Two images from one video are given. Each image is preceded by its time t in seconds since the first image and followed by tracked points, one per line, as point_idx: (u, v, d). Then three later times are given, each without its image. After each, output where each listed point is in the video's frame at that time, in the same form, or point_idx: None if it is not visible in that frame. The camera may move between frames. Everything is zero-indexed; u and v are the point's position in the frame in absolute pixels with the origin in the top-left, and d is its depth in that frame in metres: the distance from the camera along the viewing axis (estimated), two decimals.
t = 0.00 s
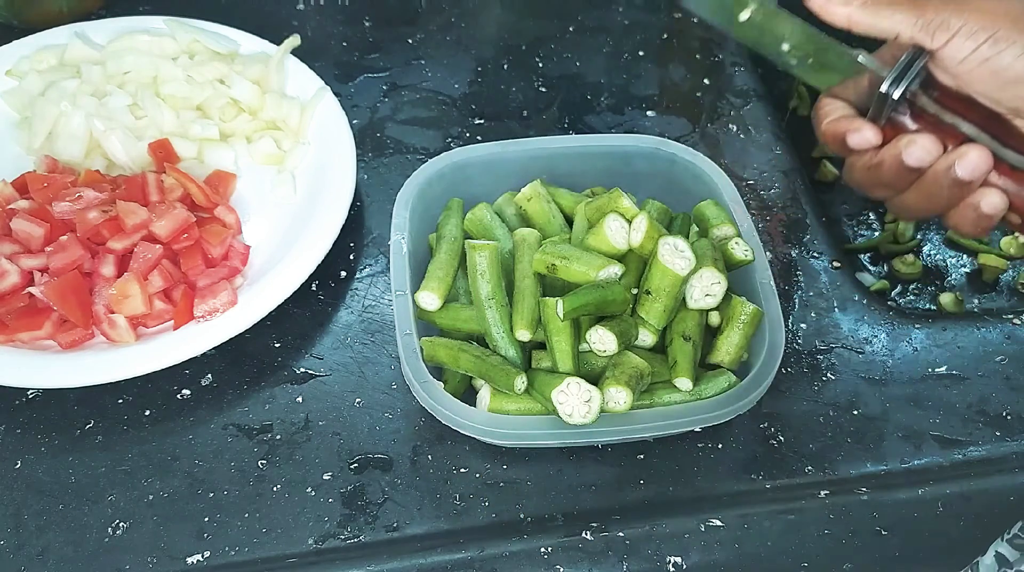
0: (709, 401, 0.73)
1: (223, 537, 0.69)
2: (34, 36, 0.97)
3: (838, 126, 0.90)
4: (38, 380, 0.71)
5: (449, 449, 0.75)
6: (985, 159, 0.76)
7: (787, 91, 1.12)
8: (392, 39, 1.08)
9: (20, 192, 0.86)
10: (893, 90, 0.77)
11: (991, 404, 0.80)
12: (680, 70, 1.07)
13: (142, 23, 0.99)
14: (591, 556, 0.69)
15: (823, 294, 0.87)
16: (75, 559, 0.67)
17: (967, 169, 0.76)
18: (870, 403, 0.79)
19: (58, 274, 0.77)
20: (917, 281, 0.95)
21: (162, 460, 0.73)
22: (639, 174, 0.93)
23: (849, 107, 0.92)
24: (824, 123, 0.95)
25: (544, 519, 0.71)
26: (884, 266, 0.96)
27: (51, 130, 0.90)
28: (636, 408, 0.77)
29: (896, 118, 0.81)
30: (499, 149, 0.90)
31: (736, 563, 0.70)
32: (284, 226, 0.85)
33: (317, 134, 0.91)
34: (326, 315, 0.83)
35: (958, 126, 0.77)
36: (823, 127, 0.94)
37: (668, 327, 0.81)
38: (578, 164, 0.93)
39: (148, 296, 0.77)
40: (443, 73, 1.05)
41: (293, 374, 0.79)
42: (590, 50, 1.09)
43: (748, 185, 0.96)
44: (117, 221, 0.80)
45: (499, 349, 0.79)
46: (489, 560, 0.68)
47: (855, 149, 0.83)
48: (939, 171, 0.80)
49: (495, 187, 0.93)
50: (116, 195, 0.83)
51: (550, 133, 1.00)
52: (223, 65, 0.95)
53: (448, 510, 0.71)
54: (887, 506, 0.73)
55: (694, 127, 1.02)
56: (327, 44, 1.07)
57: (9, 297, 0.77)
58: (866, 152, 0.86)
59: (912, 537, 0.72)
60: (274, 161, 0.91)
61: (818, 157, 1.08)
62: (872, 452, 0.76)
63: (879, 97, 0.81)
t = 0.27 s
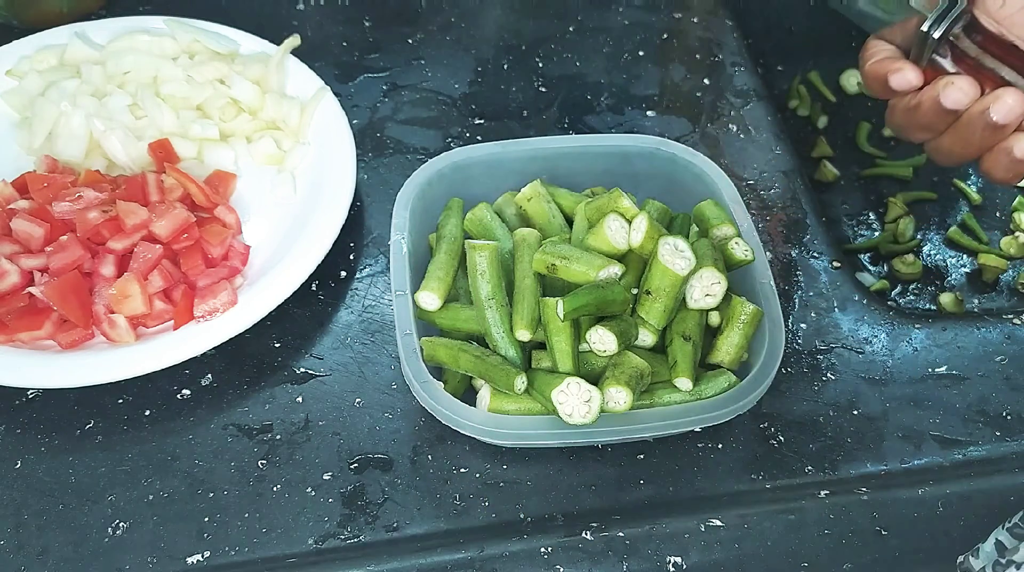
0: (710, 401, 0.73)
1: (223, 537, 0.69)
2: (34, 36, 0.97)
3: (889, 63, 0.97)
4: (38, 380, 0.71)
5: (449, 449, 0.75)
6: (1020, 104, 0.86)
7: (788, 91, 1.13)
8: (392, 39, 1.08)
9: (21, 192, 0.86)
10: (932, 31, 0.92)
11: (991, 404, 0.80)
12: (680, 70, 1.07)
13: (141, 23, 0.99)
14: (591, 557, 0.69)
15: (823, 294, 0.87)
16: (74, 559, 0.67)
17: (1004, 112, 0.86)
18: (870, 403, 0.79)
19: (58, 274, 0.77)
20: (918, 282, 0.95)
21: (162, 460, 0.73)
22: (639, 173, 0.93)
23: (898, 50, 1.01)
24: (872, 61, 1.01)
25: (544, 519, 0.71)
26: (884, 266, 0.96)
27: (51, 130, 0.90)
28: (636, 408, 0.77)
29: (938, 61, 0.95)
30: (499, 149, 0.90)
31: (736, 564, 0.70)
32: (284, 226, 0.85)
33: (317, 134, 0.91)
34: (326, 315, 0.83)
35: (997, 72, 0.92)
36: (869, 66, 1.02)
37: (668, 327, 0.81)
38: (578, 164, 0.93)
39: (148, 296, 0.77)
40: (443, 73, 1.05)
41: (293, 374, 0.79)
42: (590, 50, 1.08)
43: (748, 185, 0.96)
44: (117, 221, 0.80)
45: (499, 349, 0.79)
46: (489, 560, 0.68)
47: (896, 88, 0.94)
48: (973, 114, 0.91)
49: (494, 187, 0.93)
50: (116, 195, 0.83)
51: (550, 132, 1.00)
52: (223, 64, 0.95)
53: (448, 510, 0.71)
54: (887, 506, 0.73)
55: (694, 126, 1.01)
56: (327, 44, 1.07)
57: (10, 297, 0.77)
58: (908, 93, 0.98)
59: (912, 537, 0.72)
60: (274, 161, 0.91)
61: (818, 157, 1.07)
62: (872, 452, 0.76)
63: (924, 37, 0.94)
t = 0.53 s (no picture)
0: (710, 402, 0.73)
1: (224, 537, 0.69)
2: (34, 37, 0.97)
3: (889, 75, 0.98)
4: (39, 381, 0.71)
5: (449, 450, 0.75)
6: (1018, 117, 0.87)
7: (788, 91, 1.12)
8: (392, 39, 1.08)
9: (21, 192, 0.86)
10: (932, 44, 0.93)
11: (991, 404, 0.80)
12: (679, 71, 1.07)
13: (142, 24, 0.99)
14: (591, 557, 0.69)
15: (823, 295, 0.87)
16: (75, 559, 0.67)
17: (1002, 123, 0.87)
18: (870, 403, 0.79)
19: (58, 275, 0.77)
20: (918, 282, 0.95)
21: (162, 460, 0.73)
22: (639, 174, 0.93)
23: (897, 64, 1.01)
24: (872, 73, 1.01)
25: (544, 519, 0.71)
26: (884, 267, 0.97)
27: (51, 131, 0.90)
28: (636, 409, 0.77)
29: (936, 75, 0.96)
30: (499, 150, 0.90)
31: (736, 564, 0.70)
32: (285, 227, 0.86)
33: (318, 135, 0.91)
34: (326, 316, 0.83)
35: (994, 86, 0.92)
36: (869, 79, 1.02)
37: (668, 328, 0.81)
38: (578, 164, 0.93)
39: (149, 297, 0.77)
40: (443, 74, 1.05)
41: (294, 375, 0.79)
42: (591, 51, 1.08)
43: (748, 186, 0.96)
44: (117, 221, 0.80)
45: (499, 349, 0.79)
46: (489, 561, 0.69)
47: (895, 101, 0.95)
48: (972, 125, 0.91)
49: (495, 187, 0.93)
50: (117, 195, 0.83)
51: (551, 133, 1.00)
52: (224, 65, 0.95)
53: (449, 511, 0.71)
54: (888, 506, 0.73)
55: (694, 127, 1.01)
56: (328, 44, 1.07)
57: (10, 297, 0.77)
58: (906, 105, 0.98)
59: (912, 537, 0.72)
60: (274, 161, 0.91)
61: (818, 157, 1.08)
62: (872, 452, 0.76)
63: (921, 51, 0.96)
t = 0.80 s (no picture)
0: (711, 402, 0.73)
1: (224, 537, 0.69)
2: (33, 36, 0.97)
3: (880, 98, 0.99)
4: (41, 381, 0.72)
5: (449, 450, 0.75)
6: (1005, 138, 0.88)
7: (787, 91, 1.12)
8: (391, 38, 1.07)
9: (21, 192, 0.85)
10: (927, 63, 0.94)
11: (991, 404, 0.80)
12: (679, 71, 1.06)
13: (141, 23, 0.99)
14: (591, 557, 0.70)
15: (823, 294, 0.87)
16: (75, 559, 0.68)
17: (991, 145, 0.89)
18: (870, 402, 0.79)
19: (58, 275, 0.77)
20: (917, 282, 0.96)
21: (162, 460, 0.73)
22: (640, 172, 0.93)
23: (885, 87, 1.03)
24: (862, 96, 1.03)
25: (544, 519, 0.71)
26: (884, 267, 0.97)
27: (51, 131, 0.90)
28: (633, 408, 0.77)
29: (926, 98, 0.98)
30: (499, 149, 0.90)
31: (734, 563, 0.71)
32: (285, 228, 0.87)
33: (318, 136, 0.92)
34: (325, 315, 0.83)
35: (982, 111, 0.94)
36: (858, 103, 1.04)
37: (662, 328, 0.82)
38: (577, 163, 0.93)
39: (148, 297, 0.77)
40: (443, 73, 1.05)
41: (293, 374, 0.78)
42: (591, 50, 1.08)
43: (748, 185, 0.96)
44: (117, 221, 0.80)
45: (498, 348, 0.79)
46: (489, 560, 0.69)
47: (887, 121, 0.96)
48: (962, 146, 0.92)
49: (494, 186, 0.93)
50: (116, 195, 0.83)
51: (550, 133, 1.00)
52: (223, 63, 0.95)
53: (448, 510, 0.71)
54: (887, 506, 0.73)
55: (694, 127, 1.01)
56: (327, 44, 1.06)
57: (9, 297, 0.77)
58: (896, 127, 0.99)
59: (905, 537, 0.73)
60: (274, 161, 0.91)
61: (817, 157, 1.08)
62: (872, 452, 0.76)
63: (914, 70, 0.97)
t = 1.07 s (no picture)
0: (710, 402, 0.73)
1: (224, 537, 0.69)
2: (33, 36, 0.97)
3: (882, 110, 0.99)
4: (41, 381, 0.72)
5: (449, 449, 0.75)
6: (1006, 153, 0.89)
7: (787, 91, 1.12)
8: (391, 39, 1.07)
9: (21, 192, 0.85)
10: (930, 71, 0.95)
11: (991, 404, 0.80)
12: (679, 71, 1.06)
13: (141, 23, 0.99)
14: (591, 557, 0.70)
15: (823, 294, 0.87)
16: (75, 559, 0.68)
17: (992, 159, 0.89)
18: (870, 402, 0.79)
19: (58, 275, 0.77)
20: (917, 282, 0.96)
21: (162, 460, 0.73)
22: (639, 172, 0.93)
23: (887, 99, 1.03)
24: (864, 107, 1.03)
25: (544, 519, 0.71)
26: (884, 267, 0.97)
27: (51, 131, 0.90)
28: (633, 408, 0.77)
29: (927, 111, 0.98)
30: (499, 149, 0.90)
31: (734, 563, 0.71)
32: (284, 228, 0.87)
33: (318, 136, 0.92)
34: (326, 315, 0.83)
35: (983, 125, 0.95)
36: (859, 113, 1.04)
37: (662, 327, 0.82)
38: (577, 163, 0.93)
39: (148, 297, 0.77)
40: (443, 73, 1.05)
41: (293, 374, 0.78)
42: (591, 50, 1.08)
43: (748, 185, 0.96)
44: (117, 221, 0.79)
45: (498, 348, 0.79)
46: (489, 560, 0.69)
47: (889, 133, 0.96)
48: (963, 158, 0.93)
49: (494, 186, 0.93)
50: (116, 195, 0.83)
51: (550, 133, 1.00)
52: (223, 63, 0.95)
53: (448, 510, 0.71)
54: (887, 506, 0.73)
55: (694, 127, 1.01)
56: (327, 44, 1.06)
57: (9, 297, 0.77)
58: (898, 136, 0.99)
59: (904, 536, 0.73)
60: (274, 161, 0.91)
61: (817, 157, 1.08)
62: (872, 452, 0.76)
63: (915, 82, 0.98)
